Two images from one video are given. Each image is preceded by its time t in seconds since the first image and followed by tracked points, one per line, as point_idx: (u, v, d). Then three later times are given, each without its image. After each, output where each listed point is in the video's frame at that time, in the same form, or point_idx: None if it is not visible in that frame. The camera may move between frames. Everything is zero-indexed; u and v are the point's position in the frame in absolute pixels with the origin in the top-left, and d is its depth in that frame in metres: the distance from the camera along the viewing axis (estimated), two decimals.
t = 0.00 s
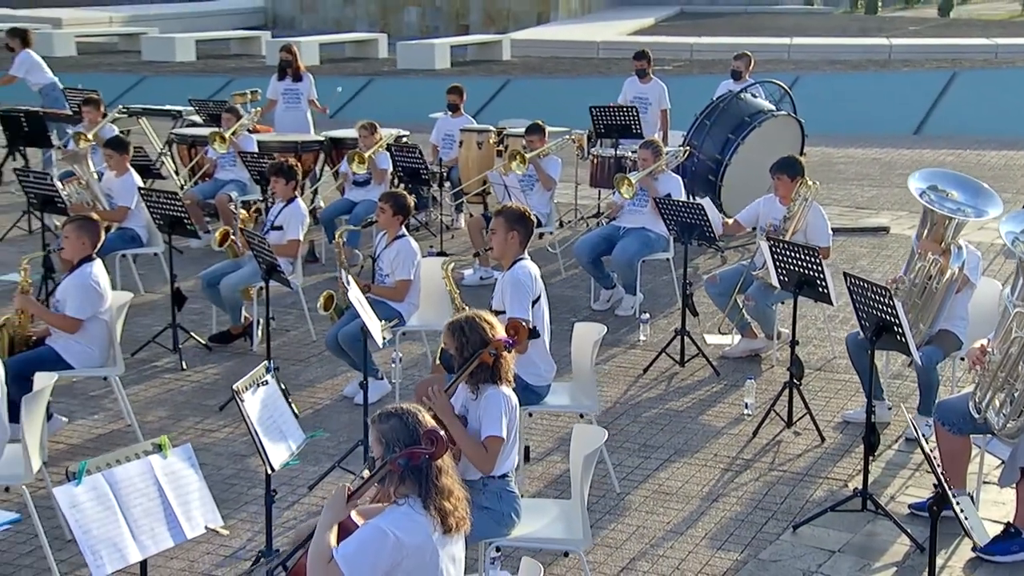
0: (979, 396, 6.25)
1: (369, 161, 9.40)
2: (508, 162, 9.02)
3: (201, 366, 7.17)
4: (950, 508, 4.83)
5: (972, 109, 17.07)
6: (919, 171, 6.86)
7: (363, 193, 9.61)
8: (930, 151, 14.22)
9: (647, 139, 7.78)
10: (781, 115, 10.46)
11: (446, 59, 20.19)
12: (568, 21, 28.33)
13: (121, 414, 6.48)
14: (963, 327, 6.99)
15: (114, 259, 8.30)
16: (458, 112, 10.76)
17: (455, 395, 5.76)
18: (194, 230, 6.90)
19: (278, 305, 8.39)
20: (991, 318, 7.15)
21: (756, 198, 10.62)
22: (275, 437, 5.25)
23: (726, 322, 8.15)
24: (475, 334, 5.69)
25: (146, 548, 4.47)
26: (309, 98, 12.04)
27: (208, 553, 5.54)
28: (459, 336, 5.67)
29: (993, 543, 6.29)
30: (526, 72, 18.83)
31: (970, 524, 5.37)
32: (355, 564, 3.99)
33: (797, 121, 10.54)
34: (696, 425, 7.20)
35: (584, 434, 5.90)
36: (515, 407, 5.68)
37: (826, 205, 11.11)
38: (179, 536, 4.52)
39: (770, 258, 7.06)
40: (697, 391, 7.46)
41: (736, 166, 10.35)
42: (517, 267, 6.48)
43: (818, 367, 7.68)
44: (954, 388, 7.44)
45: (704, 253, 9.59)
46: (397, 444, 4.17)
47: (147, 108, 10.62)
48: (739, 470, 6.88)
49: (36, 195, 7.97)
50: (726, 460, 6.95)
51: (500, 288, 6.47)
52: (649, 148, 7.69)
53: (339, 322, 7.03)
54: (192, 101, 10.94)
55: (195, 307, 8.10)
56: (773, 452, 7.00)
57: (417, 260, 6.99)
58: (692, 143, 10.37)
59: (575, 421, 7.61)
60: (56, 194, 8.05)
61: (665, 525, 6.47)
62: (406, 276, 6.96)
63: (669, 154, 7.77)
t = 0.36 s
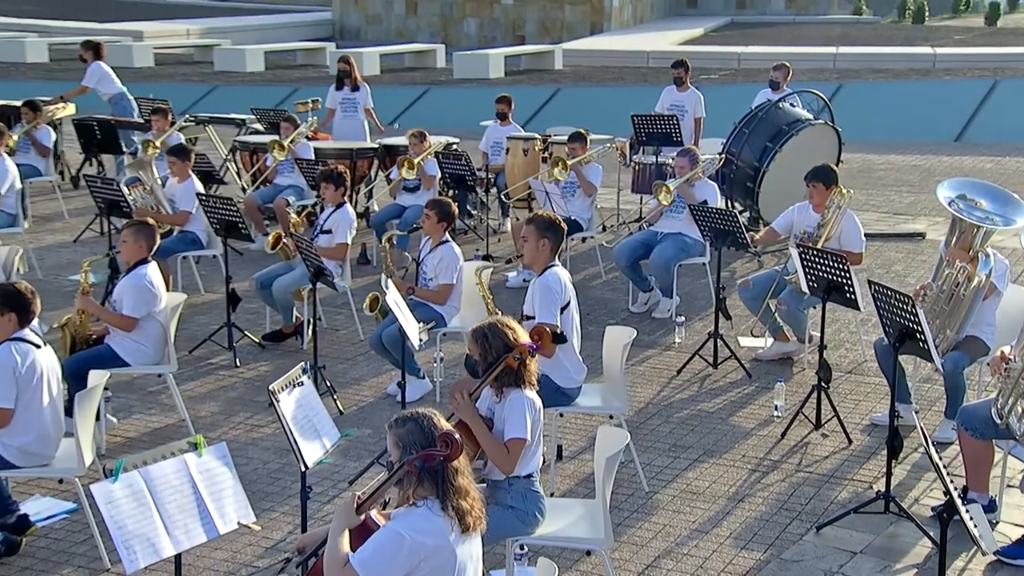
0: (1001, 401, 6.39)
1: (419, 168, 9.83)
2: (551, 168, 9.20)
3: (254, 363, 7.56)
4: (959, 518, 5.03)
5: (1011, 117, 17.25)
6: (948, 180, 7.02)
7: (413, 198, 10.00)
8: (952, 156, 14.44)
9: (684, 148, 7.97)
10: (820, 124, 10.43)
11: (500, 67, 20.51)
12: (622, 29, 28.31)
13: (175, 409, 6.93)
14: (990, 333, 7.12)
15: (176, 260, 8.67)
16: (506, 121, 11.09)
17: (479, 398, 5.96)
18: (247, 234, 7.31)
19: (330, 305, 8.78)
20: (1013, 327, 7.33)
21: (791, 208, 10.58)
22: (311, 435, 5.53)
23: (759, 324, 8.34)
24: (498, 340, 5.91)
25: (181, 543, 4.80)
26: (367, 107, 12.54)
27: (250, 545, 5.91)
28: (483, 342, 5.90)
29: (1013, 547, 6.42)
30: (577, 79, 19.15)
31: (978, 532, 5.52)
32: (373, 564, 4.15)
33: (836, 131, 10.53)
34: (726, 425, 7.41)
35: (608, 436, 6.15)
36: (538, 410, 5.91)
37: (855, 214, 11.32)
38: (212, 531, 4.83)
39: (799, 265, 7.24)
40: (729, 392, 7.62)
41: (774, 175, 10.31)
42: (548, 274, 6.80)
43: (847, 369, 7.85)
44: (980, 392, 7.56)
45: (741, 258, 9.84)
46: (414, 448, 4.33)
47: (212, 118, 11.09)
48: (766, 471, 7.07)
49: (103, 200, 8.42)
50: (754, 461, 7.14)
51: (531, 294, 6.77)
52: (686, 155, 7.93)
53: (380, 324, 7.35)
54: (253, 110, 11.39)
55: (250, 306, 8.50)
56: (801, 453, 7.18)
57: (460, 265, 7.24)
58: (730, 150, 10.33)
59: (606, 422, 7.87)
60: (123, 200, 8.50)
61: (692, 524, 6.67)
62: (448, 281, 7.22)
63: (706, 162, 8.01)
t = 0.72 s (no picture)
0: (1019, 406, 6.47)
1: (465, 175, 10.35)
2: (591, 174, 9.45)
3: (303, 360, 7.92)
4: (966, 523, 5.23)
5: None
6: (972, 190, 7.15)
7: (459, 202, 10.44)
8: (969, 165, 14.75)
9: (719, 155, 8.15)
10: (855, 133, 10.61)
11: (552, 76, 20.96)
12: (671, 41, 29.00)
13: (224, 405, 7.36)
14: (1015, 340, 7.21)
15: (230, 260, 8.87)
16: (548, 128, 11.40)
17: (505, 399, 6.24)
18: (298, 238, 7.71)
19: (378, 305, 9.19)
20: None
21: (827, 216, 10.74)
22: (342, 435, 5.83)
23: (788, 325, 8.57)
24: (523, 344, 6.16)
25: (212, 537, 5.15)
26: (416, 116, 13.04)
27: (290, 536, 6.26)
28: (508, 345, 6.16)
29: None
30: (626, 88, 19.56)
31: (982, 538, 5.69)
32: (384, 560, 4.30)
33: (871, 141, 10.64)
34: (753, 426, 7.58)
35: (628, 437, 6.31)
36: (558, 411, 6.15)
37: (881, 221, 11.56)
38: (241, 526, 5.17)
39: (826, 271, 7.40)
40: (759, 393, 7.76)
41: (808, 182, 10.48)
42: (579, 280, 7.02)
43: (870, 372, 8.03)
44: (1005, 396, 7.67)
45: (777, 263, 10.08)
46: (432, 449, 4.48)
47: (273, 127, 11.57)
48: (791, 472, 7.24)
49: (164, 206, 8.62)
50: (779, 462, 7.31)
51: (561, 299, 7.00)
52: (721, 163, 8.12)
53: (420, 324, 7.67)
54: (310, 118, 11.85)
55: (300, 305, 8.87)
56: (825, 454, 7.34)
57: (497, 269, 7.44)
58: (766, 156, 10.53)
59: (635, 423, 8.11)
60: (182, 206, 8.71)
61: (714, 521, 6.87)
62: (485, 284, 7.44)
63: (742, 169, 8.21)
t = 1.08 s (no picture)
0: None
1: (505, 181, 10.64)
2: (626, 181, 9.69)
3: (348, 358, 8.27)
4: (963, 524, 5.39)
5: None
6: (993, 199, 7.31)
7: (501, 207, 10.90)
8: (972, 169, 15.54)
9: (749, 164, 8.39)
10: (886, 140, 10.80)
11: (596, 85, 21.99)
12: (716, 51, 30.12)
13: (269, 400, 7.82)
14: None
15: (282, 261, 9.22)
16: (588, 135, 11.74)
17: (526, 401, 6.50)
18: (343, 241, 8.12)
19: (421, 306, 9.60)
20: None
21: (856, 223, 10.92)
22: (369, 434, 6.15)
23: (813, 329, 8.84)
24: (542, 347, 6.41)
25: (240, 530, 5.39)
26: (463, 124, 13.48)
27: (325, 528, 6.62)
28: (528, 349, 6.41)
29: None
30: (668, 97, 20.65)
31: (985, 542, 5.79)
32: (397, 557, 4.49)
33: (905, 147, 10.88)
34: (776, 427, 7.77)
35: (645, 439, 6.52)
36: (577, 412, 6.38)
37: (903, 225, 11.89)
38: (268, 520, 5.41)
39: (850, 277, 7.57)
40: (785, 393, 7.91)
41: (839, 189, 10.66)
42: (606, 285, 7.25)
43: (891, 378, 8.24)
44: None
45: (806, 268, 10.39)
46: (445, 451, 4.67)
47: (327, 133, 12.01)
48: (811, 472, 7.42)
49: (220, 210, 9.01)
50: (800, 462, 7.50)
51: (586, 302, 7.24)
52: (753, 170, 8.35)
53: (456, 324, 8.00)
54: (362, 126, 12.32)
55: (345, 306, 9.25)
56: (846, 455, 7.52)
57: (530, 272, 7.74)
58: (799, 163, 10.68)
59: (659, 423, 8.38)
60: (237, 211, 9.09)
61: (734, 519, 7.08)
62: (519, 287, 7.72)
63: (773, 175, 8.40)
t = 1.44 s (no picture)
0: None
1: (549, 187, 10.93)
2: (660, 190, 9.84)
3: (389, 356, 8.63)
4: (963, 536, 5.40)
5: None
6: (1014, 208, 7.42)
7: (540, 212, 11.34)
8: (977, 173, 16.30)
9: (780, 172, 8.66)
10: (916, 149, 11.09)
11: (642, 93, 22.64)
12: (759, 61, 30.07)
13: (313, 395, 8.28)
14: None
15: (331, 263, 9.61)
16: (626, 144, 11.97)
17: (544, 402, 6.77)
18: (386, 245, 8.53)
19: (462, 307, 10.01)
20: None
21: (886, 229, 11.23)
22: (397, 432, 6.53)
23: (839, 333, 9.02)
24: (561, 351, 6.66)
25: (268, 523, 5.75)
26: (508, 132, 13.74)
27: (359, 520, 7.03)
28: (548, 352, 6.67)
29: None
30: (709, 105, 21.46)
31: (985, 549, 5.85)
32: (412, 553, 4.87)
33: (936, 157, 11.23)
34: (800, 427, 7.97)
35: (660, 439, 6.75)
36: (593, 414, 6.65)
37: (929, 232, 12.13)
38: (293, 514, 5.77)
39: (873, 283, 7.74)
40: (810, 395, 8.07)
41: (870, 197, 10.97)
42: (630, 291, 7.50)
43: (911, 383, 8.43)
44: None
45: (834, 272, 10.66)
46: (459, 451, 5.04)
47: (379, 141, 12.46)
48: (830, 472, 7.61)
49: (273, 215, 9.33)
50: (820, 462, 7.70)
51: (612, 307, 7.51)
52: (782, 178, 8.61)
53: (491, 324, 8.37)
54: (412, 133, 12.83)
55: (389, 306, 9.65)
56: (867, 456, 7.69)
57: (561, 275, 8.05)
58: (832, 171, 11.00)
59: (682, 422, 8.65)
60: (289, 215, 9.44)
61: (752, 517, 7.30)
62: (550, 289, 8.03)
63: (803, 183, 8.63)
